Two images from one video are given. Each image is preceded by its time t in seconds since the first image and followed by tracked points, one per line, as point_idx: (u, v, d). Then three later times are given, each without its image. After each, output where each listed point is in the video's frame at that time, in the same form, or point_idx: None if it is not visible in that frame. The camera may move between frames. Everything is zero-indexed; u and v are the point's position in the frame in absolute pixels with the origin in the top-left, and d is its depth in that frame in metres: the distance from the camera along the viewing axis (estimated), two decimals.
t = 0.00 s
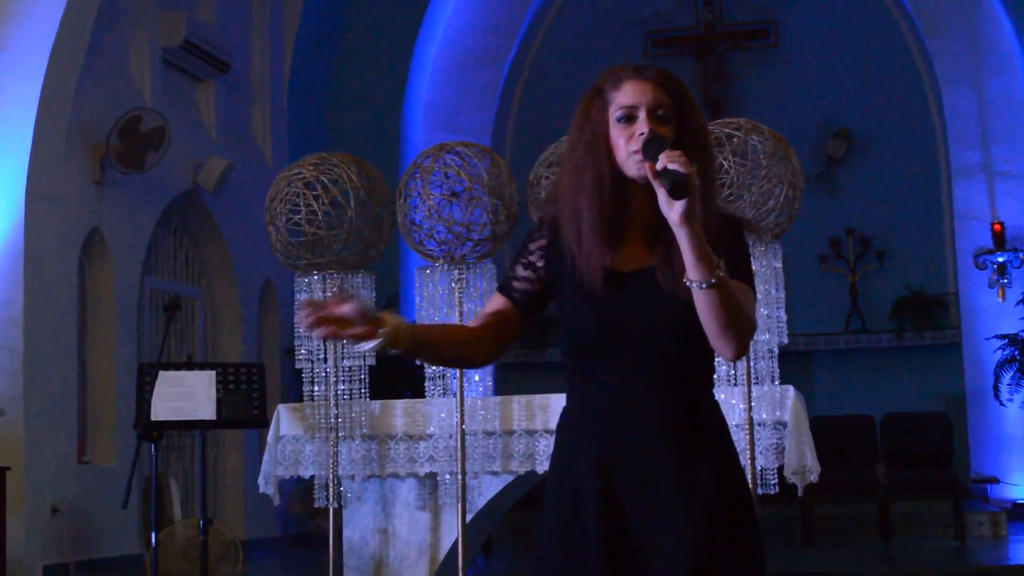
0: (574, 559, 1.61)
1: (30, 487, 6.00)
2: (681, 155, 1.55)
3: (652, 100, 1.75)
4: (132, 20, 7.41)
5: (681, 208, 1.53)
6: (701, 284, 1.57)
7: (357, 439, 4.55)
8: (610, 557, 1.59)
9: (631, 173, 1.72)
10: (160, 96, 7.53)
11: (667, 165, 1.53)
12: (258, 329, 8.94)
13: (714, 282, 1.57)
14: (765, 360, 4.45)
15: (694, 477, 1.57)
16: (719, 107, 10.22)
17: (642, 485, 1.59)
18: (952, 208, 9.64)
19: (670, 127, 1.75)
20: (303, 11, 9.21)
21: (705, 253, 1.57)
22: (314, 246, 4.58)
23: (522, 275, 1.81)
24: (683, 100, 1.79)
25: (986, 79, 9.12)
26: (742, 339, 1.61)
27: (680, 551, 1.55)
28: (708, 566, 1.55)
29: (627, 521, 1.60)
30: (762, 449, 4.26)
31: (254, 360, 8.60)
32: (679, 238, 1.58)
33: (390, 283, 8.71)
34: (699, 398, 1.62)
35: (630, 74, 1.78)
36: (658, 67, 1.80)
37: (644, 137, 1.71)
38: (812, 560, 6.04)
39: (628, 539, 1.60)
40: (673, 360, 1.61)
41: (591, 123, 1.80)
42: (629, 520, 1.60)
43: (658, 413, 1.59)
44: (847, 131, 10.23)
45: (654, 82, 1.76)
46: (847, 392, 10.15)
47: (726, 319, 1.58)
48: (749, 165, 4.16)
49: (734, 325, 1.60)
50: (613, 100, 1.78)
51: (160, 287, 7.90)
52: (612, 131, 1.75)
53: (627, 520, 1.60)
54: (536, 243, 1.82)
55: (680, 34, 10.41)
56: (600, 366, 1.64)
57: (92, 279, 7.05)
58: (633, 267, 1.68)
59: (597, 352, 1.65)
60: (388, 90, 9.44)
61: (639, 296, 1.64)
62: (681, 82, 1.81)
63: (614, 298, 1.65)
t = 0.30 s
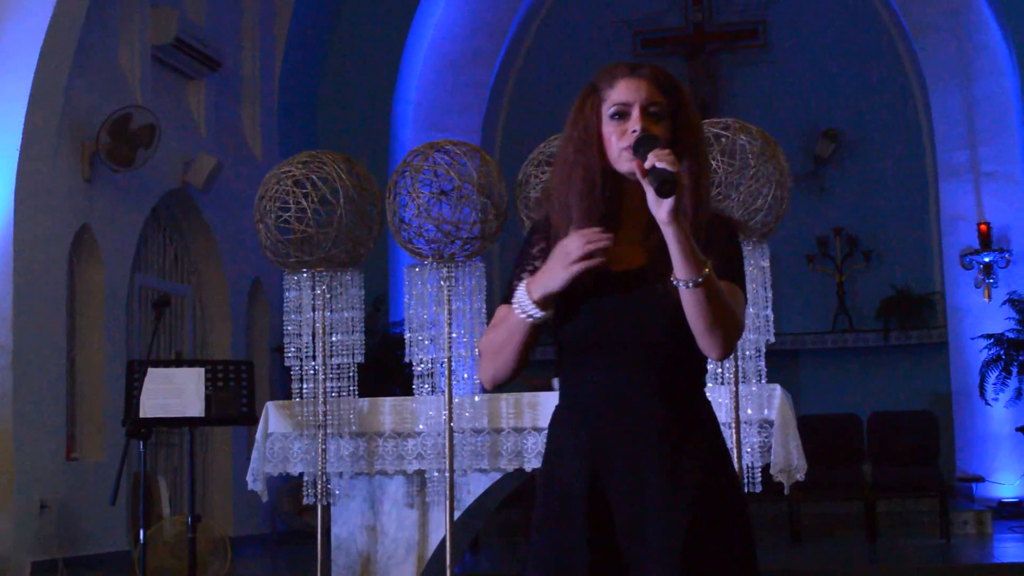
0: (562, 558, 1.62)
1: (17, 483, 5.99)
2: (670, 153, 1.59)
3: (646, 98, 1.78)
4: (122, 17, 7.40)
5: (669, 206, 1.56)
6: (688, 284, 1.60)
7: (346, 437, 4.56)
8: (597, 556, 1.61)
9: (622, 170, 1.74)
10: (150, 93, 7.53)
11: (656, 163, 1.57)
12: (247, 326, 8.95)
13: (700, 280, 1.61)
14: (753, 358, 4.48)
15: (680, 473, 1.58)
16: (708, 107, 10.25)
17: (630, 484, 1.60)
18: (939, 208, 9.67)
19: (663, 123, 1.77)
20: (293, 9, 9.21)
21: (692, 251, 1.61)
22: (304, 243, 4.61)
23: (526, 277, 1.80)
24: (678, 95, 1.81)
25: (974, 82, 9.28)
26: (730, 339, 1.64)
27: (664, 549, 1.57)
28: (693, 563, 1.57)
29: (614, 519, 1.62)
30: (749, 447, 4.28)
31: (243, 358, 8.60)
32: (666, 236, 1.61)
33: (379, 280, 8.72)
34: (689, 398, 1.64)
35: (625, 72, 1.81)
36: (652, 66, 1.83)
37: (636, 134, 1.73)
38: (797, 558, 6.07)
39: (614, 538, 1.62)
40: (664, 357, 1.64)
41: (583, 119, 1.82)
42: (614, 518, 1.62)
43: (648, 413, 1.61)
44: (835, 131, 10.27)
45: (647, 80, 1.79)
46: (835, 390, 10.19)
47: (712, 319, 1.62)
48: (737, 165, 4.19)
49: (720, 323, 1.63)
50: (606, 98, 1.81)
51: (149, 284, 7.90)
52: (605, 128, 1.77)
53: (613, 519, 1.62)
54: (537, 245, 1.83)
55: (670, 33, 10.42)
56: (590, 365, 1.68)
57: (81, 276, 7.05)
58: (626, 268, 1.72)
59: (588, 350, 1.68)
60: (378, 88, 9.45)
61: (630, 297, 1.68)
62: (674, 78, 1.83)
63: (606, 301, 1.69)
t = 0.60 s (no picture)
0: (556, 557, 1.63)
1: (4, 480, 5.99)
2: (660, 153, 1.62)
3: (639, 98, 1.80)
4: (113, 15, 7.40)
5: (660, 206, 1.60)
6: (680, 284, 1.64)
7: (334, 435, 4.56)
8: (592, 555, 1.62)
9: (615, 169, 1.77)
10: (140, 90, 7.53)
11: (646, 163, 1.61)
12: (236, 324, 8.95)
13: (692, 281, 1.64)
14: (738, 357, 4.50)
15: (673, 474, 1.62)
16: (697, 107, 10.27)
17: (622, 482, 1.63)
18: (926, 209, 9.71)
19: (657, 124, 1.81)
20: (284, 7, 9.21)
21: (684, 251, 1.65)
22: (293, 240, 4.62)
23: (519, 273, 1.83)
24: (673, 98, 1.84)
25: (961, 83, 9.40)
26: (721, 339, 1.68)
27: (660, 549, 1.60)
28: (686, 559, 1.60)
29: (608, 519, 1.64)
30: (736, 445, 4.31)
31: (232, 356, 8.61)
32: (658, 235, 1.65)
33: (368, 279, 8.75)
34: (683, 401, 1.67)
35: (620, 71, 1.83)
36: (646, 65, 1.86)
37: (630, 133, 1.75)
38: (781, 556, 6.11)
39: (609, 536, 1.64)
40: (661, 361, 1.68)
41: (578, 120, 1.85)
42: (607, 518, 1.64)
43: (643, 415, 1.64)
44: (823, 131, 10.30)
45: (642, 80, 1.82)
46: (823, 390, 10.23)
47: (704, 318, 1.65)
48: (725, 165, 4.21)
49: (713, 321, 1.67)
50: (601, 96, 1.83)
51: (138, 281, 7.90)
52: (599, 127, 1.80)
53: (607, 518, 1.64)
54: (531, 241, 1.84)
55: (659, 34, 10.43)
56: (581, 366, 1.71)
57: (71, 274, 7.05)
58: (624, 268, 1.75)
59: (582, 350, 1.71)
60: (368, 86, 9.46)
61: (625, 298, 1.71)
62: (667, 78, 1.87)
63: (600, 302, 1.72)
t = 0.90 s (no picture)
0: (549, 558, 1.64)
1: None
2: (652, 153, 1.63)
3: (632, 96, 1.82)
4: (104, 13, 7.39)
5: (652, 206, 1.62)
6: (672, 284, 1.66)
7: (323, 433, 4.57)
8: (585, 556, 1.63)
9: (608, 166, 1.77)
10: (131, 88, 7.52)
11: (638, 163, 1.61)
12: (226, 322, 8.94)
13: (684, 281, 1.66)
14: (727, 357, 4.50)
15: (666, 474, 1.63)
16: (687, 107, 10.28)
17: (615, 483, 1.64)
18: (915, 210, 9.75)
19: (650, 122, 1.82)
20: (274, 5, 9.21)
21: (676, 251, 1.67)
22: (284, 239, 4.59)
23: (511, 272, 1.85)
24: (667, 96, 1.85)
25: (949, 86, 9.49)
26: (714, 339, 1.70)
27: (652, 550, 1.61)
28: (678, 560, 1.61)
29: (600, 521, 1.65)
30: (724, 444, 4.31)
31: (222, 355, 8.60)
32: (649, 236, 1.67)
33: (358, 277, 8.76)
34: (677, 402, 1.69)
35: (613, 71, 1.85)
36: (640, 65, 1.87)
37: (623, 131, 1.77)
38: (767, 556, 6.13)
39: (601, 537, 1.65)
40: (655, 362, 1.70)
41: (572, 119, 1.86)
42: (600, 519, 1.65)
43: (636, 415, 1.65)
44: (812, 132, 10.33)
45: (635, 79, 1.83)
46: (812, 390, 10.26)
47: (697, 318, 1.67)
48: (713, 165, 4.22)
49: (705, 322, 1.68)
50: (594, 95, 1.84)
51: (127, 279, 7.90)
52: (592, 125, 1.81)
53: (599, 518, 1.65)
54: (523, 241, 1.87)
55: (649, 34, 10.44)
56: (573, 367, 1.72)
57: (61, 271, 7.04)
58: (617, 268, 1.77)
59: (574, 350, 1.72)
60: (359, 85, 9.46)
61: (618, 298, 1.72)
62: (662, 76, 1.88)
63: (593, 303, 1.72)
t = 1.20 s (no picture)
0: (540, 558, 1.66)
1: None
2: (645, 155, 1.64)
3: (624, 96, 1.83)
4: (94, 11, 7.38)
5: (644, 208, 1.63)
6: (665, 286, 1.67)
7: (313, 431, 4.56)
8: (574, 557, 1.65)
9: (599, 165, 1.78)
10: (122, 86, 7.52)
11: (631, 165, 1.62)
12: (216, 319, 8.93)
13: (677, 283, 1.67)
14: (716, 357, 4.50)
15: (657, 475, 1.64)
16: (677, 107, 10.29)
17: (605, 484, 1.65)
18: (904, 211, 9.78)
19: (642, 121, 1.83)
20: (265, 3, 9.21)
21: (667, 253, 1.67)
22: (273, 237, 4.62)
23: (501, 271, 1.85)
24: (659, 96, 1.87)
25: (940, 83, 9.50)
26: (704, 341, 1.71)
27: (642, 551, 1.62)
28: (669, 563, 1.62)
29: (590, 522, 1.66)
30: (712, 443, 4.32)
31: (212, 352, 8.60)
32: (641, 237, 1.68)
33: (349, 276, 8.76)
34: (667, 403, 1.70)
35: (605, 70, 1.86)
36: (632, 64, 1.89)
37: (615, 131, 1.78)
38: (753, 555, 6.15)
39: (590, 538, 1.66)
40: (648, 363, 1.70)
41: (563, 118, 1.87)
42: (590, 521, 1.66)
43: (627, 416, 1.66)
44: (803, 132, 10.35)
45: (628, 78, 1.84)
46: (801, 389, 10.28)
47: (689, 320, 1.68)
48: (704, 165, 4.22)
49: (697, 324, 1.69)
50: (586, 94, 1.85)
51: (117, 276, 7.90)
52: (584, 124, 1.82)
53: (589, 520, 1.66)
54: (514, 240, 1.86)
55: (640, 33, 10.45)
56: (563, 369, 1.73)
57: (50, 269, 7.03)
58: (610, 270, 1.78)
59: (565, 352, 1.73)
60: (350, 83, 9.45)
61: (609, 298, 1.73)
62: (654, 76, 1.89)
63: (585, 303, 1.73)
